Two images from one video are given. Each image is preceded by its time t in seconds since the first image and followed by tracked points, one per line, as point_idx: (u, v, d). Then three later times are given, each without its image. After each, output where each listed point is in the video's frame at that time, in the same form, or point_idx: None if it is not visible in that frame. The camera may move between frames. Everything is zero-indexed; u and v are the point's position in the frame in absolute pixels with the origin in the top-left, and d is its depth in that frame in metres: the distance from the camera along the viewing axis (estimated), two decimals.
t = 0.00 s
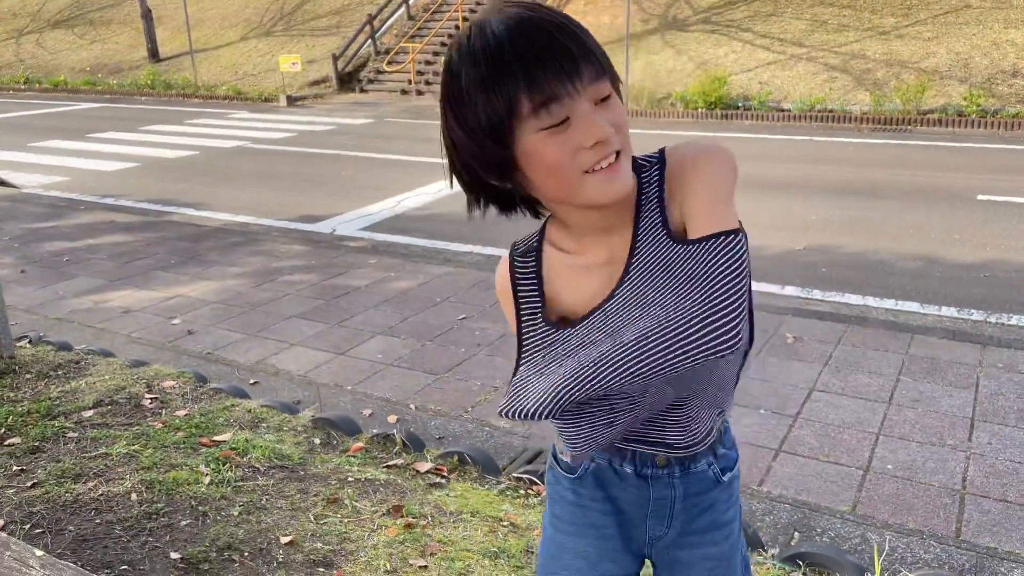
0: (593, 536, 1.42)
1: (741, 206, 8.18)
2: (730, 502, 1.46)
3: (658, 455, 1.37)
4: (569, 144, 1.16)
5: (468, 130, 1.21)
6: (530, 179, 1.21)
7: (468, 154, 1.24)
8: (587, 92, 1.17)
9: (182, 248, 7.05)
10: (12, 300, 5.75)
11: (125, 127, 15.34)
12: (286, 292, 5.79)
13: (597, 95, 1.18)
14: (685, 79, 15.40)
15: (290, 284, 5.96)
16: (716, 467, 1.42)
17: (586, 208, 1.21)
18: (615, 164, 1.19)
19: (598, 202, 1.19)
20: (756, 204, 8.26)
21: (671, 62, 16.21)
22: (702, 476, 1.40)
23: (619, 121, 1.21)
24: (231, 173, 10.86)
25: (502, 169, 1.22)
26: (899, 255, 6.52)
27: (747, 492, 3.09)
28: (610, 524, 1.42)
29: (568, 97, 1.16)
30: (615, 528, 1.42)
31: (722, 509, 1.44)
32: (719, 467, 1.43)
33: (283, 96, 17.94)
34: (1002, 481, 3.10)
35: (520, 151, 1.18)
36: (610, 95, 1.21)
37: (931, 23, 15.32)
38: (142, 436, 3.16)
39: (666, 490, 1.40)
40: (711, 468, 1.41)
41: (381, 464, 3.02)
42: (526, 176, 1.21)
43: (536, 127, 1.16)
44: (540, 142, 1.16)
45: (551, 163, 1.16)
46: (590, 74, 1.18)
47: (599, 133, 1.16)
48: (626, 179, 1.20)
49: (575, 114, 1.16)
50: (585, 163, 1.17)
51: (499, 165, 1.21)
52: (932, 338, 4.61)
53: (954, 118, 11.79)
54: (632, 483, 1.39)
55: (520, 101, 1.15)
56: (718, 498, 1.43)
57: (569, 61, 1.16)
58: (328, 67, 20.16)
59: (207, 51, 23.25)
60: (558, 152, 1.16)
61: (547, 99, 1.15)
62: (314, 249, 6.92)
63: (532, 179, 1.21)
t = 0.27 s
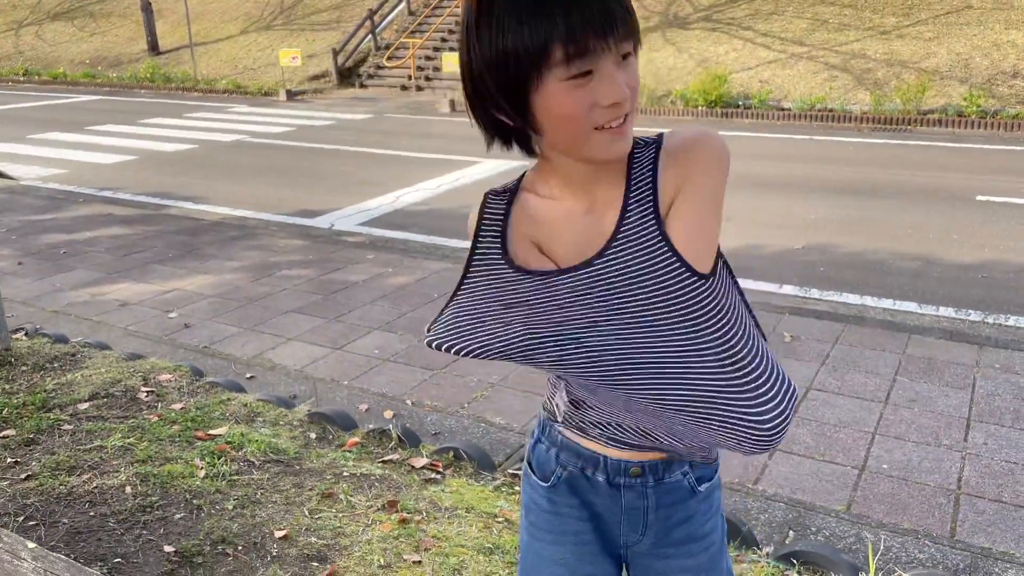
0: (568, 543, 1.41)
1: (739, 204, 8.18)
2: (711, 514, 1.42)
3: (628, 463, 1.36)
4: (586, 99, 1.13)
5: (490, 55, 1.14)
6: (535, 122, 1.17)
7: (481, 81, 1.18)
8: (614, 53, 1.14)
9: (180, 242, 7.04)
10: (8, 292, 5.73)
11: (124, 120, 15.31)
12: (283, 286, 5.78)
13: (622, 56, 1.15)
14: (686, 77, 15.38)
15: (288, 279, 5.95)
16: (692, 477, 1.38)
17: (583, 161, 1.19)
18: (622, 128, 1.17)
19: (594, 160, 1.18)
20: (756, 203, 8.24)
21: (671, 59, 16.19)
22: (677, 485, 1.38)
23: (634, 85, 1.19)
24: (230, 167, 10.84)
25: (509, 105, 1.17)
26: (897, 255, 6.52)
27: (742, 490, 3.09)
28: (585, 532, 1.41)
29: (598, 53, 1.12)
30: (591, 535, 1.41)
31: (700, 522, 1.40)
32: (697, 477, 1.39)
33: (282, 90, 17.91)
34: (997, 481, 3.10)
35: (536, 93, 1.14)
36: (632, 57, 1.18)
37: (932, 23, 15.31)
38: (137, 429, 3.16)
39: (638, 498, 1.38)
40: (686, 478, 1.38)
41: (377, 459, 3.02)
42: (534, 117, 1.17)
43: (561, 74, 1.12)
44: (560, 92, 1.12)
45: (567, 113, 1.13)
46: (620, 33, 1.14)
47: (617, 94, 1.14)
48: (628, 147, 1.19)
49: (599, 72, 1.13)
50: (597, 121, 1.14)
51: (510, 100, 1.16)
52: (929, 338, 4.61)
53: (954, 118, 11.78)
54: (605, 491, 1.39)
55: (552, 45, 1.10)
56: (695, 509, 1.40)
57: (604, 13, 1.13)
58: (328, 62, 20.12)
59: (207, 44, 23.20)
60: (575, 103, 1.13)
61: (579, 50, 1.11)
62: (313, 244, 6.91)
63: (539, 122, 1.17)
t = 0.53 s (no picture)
0: (546, 552, 1.38)
1: (738, 204, 8.18)
2: (689, 511, 1.38)
3: (598, 469, 1.32)
4: (641, 75, 1.16)
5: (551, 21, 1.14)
6: (584, 98, 1.19)
7: (531, 45, 1.17)
8: (670, 33, 1.17)
9: (179, 238, 7.04)
10: (6, 288, 5.73)
11: (123, 116, 15.29)
12: (281, 283, 5.79)
13: (676, 36, 1.18)
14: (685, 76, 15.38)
15: (287, 276, 5.95)
16: (665, 475, 1.35)
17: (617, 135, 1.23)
18: (666, 107, 1.21)
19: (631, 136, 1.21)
20: (754, 202, 8.24)
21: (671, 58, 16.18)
22: (649, 486, 1.34)
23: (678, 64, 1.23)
24: (229, 164, 10.84)
25: (560, 74, 1.17)
26: (895, 255, 6.53)
27: (739, 489, 3.10)
28: (562, 539, 1.38)
29: (657, 30, 1.15)
30: (569, 542, 1.38)
31: (678, 520, 1.37)
32: (670, 476, 1.35)
33: (282, 87, 17.89)
34: (993, 480, 3.11)
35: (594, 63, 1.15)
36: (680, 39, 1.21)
37: (932, 24, 15.32)
38: (135, 424, 3.16)
39: (611, 502, 1.34)
40: (658, 477, 1.34)
41: (374, 456, 3.03)
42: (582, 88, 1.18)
43: (623, 47, 1.14)
44: (615, 65, 1.15)
45: (622, 86, 1.16)
46: (679, 15, 1.17)
47: (669, 73, 1.18)
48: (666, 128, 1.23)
49: (657, 49, 1.16)
50: (647, 99, 1.18)
51: (563, 69, 1.16)
52: (926, 338, 4.62)
53: (953, 119, 11.78)
54: (577, 498, 1.35)
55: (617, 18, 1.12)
56: (672, 508, 1.36)
57: None
58: (327, 59, 20.10)
59: (206, 41, 23.17)
60: (631, 79, 1.16)
61: (643, 26, 1.13)
62: (311, 241, 6.91)
63: (588, 95, 1.18)
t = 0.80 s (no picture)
0: (519, 536, 1.42)
1: (736, 203, 8.20)
2: (662, 526, 1.36)
3: (563, 468, 1.34)
4: (639, 87, 1.19)
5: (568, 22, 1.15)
6: (580, 96, 1.21)
7: (544, 35, 1.19)
8: (674, 53, 1.20)
9: (177, 237, 7.03)
10: (4, 287, 5.73)
11: (121, 115, 15.28)
12: (279, 282, 5.79)
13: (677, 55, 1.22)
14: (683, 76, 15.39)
15: (285, 275, 5.95)
16: (632, 485, 1.33)
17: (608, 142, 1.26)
18: (654, 122, 1.24)
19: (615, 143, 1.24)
20: (752, 202, 8.26)
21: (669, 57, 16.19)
22: (615, 494, 1.33)
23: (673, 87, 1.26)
24: (228, 163, 10.83)
25: (563, 69, 1.19)
26: (892, 254, 6.55)
27: (736, 486, 3.11)
28: (534, 526, 1.40)
29: (664, 48, 1.18)
30: (540, 532, 1.40)
31: (647, 532, 1.35)
32: (639, 487, 1.34)
33: (280, 86, 17.88)
34: (989, 479, 3.13)
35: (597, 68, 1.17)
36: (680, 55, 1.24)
37: (929, 24, 15.35)
38: (134, 422, 3.16)
39: (575, 502, 1.35)
40: (626, 488, 1.33)
41: (373, 454, 3.03)
42: (580, 87, 1.20)
43: (628, 58, 1.16)
44: (620, 72, 1.17)
45: (621, 95, 1.19)
46: (685, 36, 1.20)
47: (666, 91, 1.21)
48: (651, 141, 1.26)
49: (659, 67, 1.19)
50: (641, 111, 1.21)
51: (568, 66, 1.18)
52: (923, 337, 4.64)
53: (951, 119, 11.82)
54: (545, 494, 1.36)
55: (628, 30, 1.15)
56: (640, 520, 1.34)
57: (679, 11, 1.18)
58: (325, 58, 20.09)
59: (204, 40, 23.15)
60: (631, 89, 1.19)
61: (651, 41, 1.16)
62: (309, 241, 6.91)
63: (584, 95, 1.20)
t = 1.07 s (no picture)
0: (547, 535, 1.44)
1: (733, 204, 8.21)
2: (675, 496, 1.51)
3: (603, 445, 1.42)
4: (600, 75, 1.30)
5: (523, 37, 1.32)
6: (553, 95, 1.34)
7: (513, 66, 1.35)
8: (628, 36, 1.31)
9: (174, 239, 7.03)
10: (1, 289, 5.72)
11: (118, 117, 15.27)
12: (276, 283, 5.79)
13: (637, 41, 1.32)
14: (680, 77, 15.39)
15: (282, 275, 5.95)
16: (657, 457, 1.47)
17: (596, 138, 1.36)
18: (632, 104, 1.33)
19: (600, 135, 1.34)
20: (749, 202, 8.27)
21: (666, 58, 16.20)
22: (647, 467, 1.45)
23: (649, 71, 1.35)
24: (225, 164, 10.82)
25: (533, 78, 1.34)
26: (889, 254, 6.56)
27: (733, 486, 3.12)
28: (563, 522, 1.44)
29: (614, 34, 1.30)
30: (567, 525, 1.44)
31: (668, 504, 1.48)
32: (662, 458, 1.49)
33: (277, 87, 17.87)
34: (985, 478, 3.13)
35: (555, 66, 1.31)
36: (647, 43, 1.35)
37: (926, 25, 15.38)
38: (131, 424, 3.16)
39: (613, 482, 1.43)
40: (654, 460, 1.47)
41: (370, 455, 3.04)
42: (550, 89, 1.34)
43: (579, 50, 1.29)
44: (575, 66, 1.30)
45: (578, 85, 1.31)
46: (637, 20, 1.32)
47: (627, 73, 1.31)
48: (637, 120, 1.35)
49: (613, 51, 1.30)
50: (607, 97, 1.32)
51: (533, 72, 1.33)
52: (920, 336, 4.65)
53: (947, 119, 11.83)
54: (580, 478, 1.43)
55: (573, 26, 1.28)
56: (663, 492, 1.48)
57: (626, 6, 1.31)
58: (322, 59, 20.09)
59: (201, 41, 23.13)
60: (589, 78, 1.30)
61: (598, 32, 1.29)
62: (307, 242, 6.92)
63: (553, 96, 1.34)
